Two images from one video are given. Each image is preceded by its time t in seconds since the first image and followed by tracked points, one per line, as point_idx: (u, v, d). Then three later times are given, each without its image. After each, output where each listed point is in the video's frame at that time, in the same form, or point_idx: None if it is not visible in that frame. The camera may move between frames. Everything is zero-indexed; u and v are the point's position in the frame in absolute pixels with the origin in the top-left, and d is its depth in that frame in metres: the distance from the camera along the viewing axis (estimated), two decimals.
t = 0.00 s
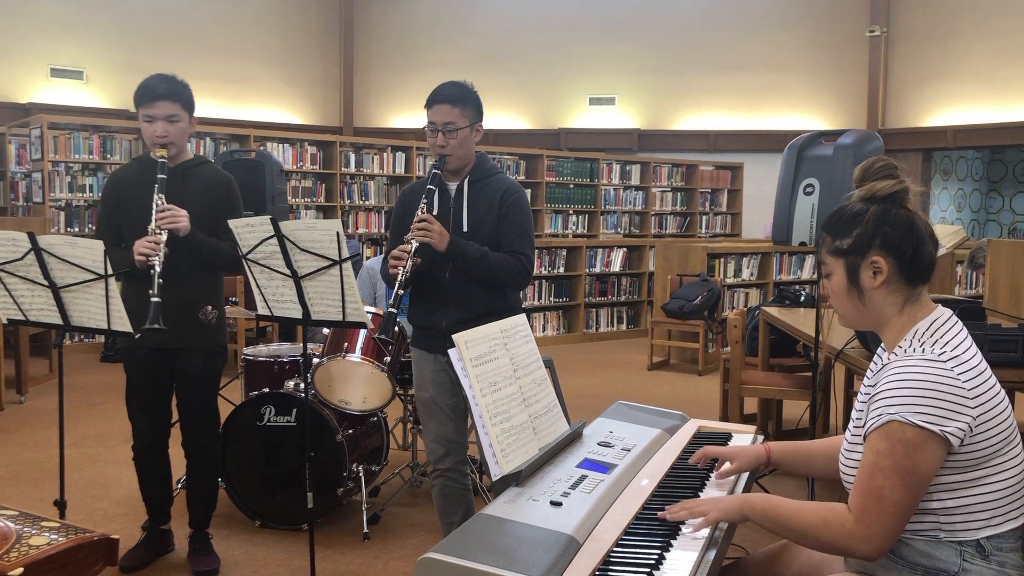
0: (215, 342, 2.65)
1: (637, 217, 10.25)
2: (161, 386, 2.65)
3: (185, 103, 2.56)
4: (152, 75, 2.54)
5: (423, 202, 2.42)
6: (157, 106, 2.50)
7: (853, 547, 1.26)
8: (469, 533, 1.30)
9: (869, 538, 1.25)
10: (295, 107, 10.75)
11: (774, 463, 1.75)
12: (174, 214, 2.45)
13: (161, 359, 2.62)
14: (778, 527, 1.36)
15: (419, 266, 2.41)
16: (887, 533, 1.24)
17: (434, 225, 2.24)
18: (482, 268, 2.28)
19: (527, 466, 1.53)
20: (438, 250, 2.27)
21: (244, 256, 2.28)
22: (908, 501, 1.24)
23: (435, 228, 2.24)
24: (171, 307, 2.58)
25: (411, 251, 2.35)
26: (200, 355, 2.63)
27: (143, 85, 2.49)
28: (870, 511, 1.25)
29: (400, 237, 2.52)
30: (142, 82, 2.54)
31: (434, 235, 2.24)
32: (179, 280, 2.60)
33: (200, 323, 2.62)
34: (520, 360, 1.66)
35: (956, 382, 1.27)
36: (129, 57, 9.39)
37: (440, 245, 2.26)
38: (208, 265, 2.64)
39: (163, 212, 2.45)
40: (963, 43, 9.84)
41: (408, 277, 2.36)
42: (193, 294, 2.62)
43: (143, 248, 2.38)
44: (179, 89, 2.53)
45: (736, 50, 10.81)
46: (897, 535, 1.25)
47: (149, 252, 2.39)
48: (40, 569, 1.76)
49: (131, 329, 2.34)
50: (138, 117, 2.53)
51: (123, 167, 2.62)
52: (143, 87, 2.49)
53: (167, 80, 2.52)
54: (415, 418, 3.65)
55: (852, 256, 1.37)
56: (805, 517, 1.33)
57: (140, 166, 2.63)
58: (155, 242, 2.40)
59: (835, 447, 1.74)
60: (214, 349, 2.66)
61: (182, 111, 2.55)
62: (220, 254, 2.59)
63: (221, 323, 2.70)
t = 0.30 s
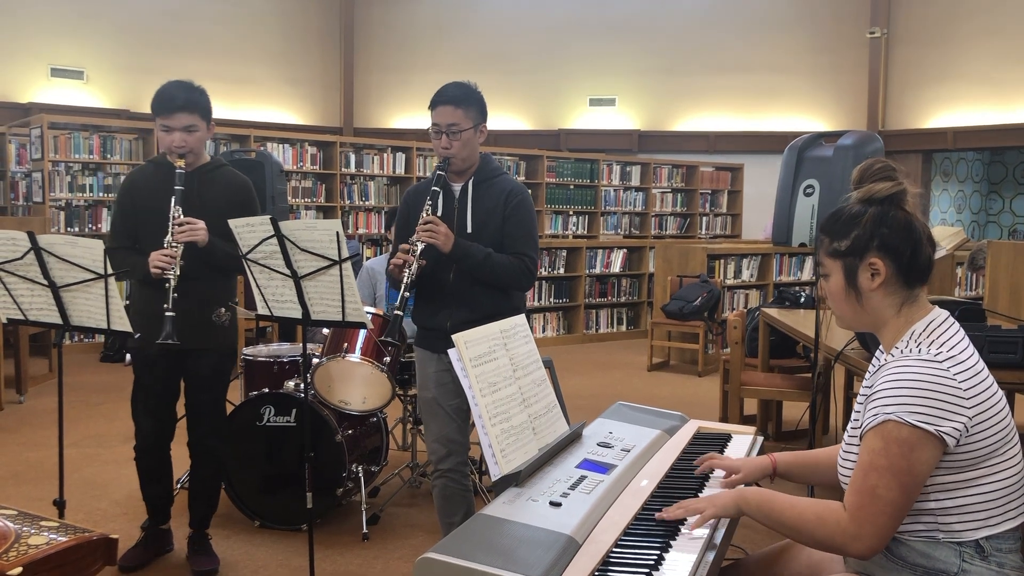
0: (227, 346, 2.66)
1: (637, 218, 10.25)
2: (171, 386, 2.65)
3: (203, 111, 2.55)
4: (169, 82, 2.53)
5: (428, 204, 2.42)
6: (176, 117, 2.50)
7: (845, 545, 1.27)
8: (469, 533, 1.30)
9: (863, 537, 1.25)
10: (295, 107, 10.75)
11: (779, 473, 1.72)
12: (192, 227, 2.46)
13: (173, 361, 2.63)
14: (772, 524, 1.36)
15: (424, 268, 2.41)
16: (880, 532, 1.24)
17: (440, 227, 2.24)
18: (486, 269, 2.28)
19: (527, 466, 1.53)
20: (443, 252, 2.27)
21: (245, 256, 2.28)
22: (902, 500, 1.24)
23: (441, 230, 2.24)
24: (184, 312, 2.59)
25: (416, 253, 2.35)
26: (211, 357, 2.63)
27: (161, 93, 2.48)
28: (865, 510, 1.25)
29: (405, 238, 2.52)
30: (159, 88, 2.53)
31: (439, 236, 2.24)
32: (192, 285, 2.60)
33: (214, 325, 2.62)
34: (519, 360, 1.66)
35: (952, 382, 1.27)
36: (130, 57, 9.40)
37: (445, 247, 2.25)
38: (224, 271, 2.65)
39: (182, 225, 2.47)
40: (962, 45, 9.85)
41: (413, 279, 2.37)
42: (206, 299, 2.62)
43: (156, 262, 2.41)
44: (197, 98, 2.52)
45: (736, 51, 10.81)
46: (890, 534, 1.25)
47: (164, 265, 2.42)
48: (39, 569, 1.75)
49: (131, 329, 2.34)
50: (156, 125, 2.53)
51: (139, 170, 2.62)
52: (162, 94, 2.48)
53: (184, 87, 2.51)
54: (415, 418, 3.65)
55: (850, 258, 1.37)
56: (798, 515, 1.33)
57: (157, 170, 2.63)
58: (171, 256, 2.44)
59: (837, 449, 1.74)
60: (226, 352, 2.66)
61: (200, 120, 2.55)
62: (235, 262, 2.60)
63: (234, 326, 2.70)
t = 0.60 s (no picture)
0: (230, 347, 2.65)
1: (637, 218, 10.25)
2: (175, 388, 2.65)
3: (214, 110, 2.54)
4: (183, 80, 2.51)
5: (438, 202, 2.43)
6: (187, 113, 2.49)
7: (822, 538, 1.27)
8: (468, 533, 1.29)
9: (839, 529, 1.26)
10: (295, 108, 10.75)
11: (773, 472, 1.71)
12: (196, 221, 2.44)
13: (180, 362, 2.64)
14: (753, 521, 1.34)
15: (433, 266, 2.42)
16: (858, 526, 1.25)
17: (450, 225, 2.25)
18: (495, 268, 2.28)
19: (527, 465, 1.52)
20: (452, 249, 2.28)
21: (244, 255, 2.27)
22: (883, 497, 1.24)
23: (451, 228, 2.26)
24: (190, 310, 2.58)
25: (426, 251, 2.37)
26: (217, 357, 2.63)
27: (174, 91, 2.46)
28: (846, 504, 1.25)
29: (414, 235, 2.52)
30: (173, 85, 2.52)
31: (449, 235, 2.26)
32: (199, 284, 2.60)
33: (219, 326, 2.62)
34: (520, 359, 1.66)
35: (947, 382, 1.27)
36: (131, 58, 9.41)
37: (455, 245, 2.26)
38: (232, 272, 2.65)
39: (185, 219, 2.45)
40: (962, 44, 9.85)
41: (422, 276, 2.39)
42: (213, 298, 2.62)
43: (161, 255, 2.42)
44: (208, 96, 2.51)
45: (737, 50, 10.81)
46: (868, 528, 1.26)
47: (168, 260, 2.43)
48: (39, 569, 1.75)
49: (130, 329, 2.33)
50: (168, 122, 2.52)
51: (152, 168, 2.62)
52: (174, 91, 2.46)
53: (198, 86, 2.49)
54: (416, 417, 3.65)
55: (844, 257, 1.37)
56: (779, 505, 1.33)
57: (169, 169, 2.63)
58: (174, 250, 2.44)
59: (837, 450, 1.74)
60: (231, 352, 2.66)
61: (211, 118, 2.54)
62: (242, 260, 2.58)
63: (241, 326, 2.70)
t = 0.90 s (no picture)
0: (231, 348, 2.65)
1: (637, 217, 10.24)
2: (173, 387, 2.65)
3: (214, 105, 2.55)
4: (183, 77, 2.54)
5: (448, 196, 2.40)
6: (186, 107, 2.50)
7: (817, 535, 1.27)
8: (469, 532, 1.29)
9: (835, 528, 1.26)
10: (295, 108, 10.75)
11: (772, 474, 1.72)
12: (193, 211, 2.44)
13: (181, 361, 2.64)
14: (746, 518, 1.35)
15: (441, 260, 2.40)
16: (853, 524, 1.25)
17: (458, 219, 2.26)
18: (505, 264, 2.28)
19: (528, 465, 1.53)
20: (462, 245, 2.28)
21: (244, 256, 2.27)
22: (878, 495, 1.24)
23: (460, 223, 2.26)
24: (190, 308, 2.58)
25: (435, 244, 2.35)
26: (218, 357, 2.63)
27: (174, 86, 2.49)
28: (840, 503, 1.25)
29: (423, 230, 2.53)
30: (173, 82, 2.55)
31: (458, 229, 2.26)
32: (199, 282, 2.60)
33: (219, 327, 2.61)
34: (520, 358, 1.66)
35: (940, 378, 1.27)
36: (130, 59, 9.40)
37: (464, 240, 2.26)
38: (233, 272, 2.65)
39: (183, 210, 2.45)
40: (962, 41, 9.85)
41: (431, 270, 2.36)
42: (213, 296, 2.61)
43: (157, 245, 2.41)
44: (208, 91, 2.53)
45: (737, 49, 10.80)
46: (863, 526, 1.26)
47: (164, 249, 2.41)
48: (39, 570, 1.75)
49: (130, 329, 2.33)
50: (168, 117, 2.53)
51: (152, 167, 2.63)
52: (174, 87, 2.50)
53: (197, 81, 2.52)
54: (417, 417, 3.65)
55: (839, 256, 1.37)
56: (773, 506, 1.33)
57: (170, 167, 2.64)
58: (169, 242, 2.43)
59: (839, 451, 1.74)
60: (233, 352, 2.65)
61: (210, 113, 2.55)
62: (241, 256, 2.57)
63: (242, 327, 2.70)
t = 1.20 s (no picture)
0: (228, 348, 2.65)
1: (638, 216, 10.24)
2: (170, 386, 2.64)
3: (205, 107, 2.55)
4: (174, 79, 2.54)
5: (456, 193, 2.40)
6: (178, 111, 2.50)
7: (818, 532, 1.28)
8: (469, 531, 1.30)
9: (837, 527, 1.26)
10: (295, 108, 10.76)
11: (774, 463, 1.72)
12: (188, 218, 2.45)
13: (179, 360, 2.63)
14: (747, 515, 1.36)
15: (448, 255, 2.40)
16: (855, 523, 1.25)
17: (466, 215, 2.26)
18: (512, 260, 2.28)
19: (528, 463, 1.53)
20: (469, 240, 2.28)
21: (245, 255, 2.27)
22: (879, 494, 1.24)
23: (467, 218, 2.26)
24: (185, 310, 2.58)
25: (442, 239, 2.34)
26: (215, 358, 2.63)
27: (165, 88, 2.49)
28: (842, 501, 1.25)
29: (430, 227, 2.54)
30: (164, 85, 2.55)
31: (466, 224, 2.26)
32: (194, 283, 2.60)
33: (216, 326, 2.61)
34: (521, 357, 1.66)
35: (942, 377, 1.27)
36: (130, 59, 9.40)
37: (471, 235, 2.27)
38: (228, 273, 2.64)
39: (177, 216, 2.46)
40: (962, 40, 9.84)
41: (437, 265, 2.36)
42: (209, 298, 2.61)
43: (153, 252, 2.40)
44: (199, 94, 2.53)
45: (737, 48, 10.79)
46: (865, 526, 1.26)
47: (160, 258, 2.40)
48: (39, 570, 1.75)
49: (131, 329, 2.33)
50: (160, 120, 2.54)
51: (144, 169, 2.63)
52: (165, 90, 2.49)
53: (189, 84, 2.52)
54: (418, 416, 3.64)
55: (841, 254, 1.36)
56: (775, 504, 1.35)
57: (162, 170, 2.64)
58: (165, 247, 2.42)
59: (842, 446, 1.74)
60: (232, 351, 2.65)
61: (202, 115, 2.55)
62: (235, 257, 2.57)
63: (239, 326, 2.69)
